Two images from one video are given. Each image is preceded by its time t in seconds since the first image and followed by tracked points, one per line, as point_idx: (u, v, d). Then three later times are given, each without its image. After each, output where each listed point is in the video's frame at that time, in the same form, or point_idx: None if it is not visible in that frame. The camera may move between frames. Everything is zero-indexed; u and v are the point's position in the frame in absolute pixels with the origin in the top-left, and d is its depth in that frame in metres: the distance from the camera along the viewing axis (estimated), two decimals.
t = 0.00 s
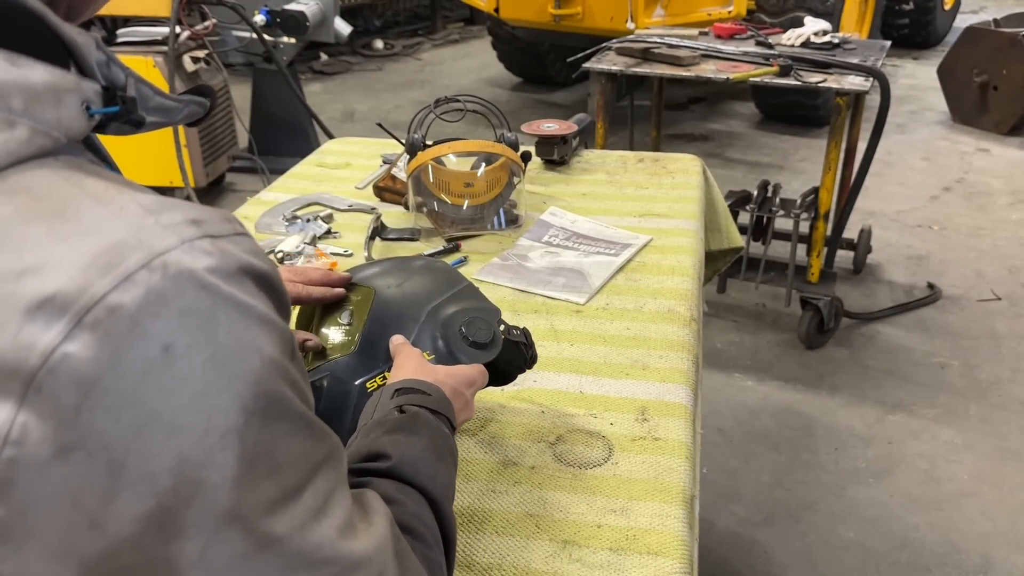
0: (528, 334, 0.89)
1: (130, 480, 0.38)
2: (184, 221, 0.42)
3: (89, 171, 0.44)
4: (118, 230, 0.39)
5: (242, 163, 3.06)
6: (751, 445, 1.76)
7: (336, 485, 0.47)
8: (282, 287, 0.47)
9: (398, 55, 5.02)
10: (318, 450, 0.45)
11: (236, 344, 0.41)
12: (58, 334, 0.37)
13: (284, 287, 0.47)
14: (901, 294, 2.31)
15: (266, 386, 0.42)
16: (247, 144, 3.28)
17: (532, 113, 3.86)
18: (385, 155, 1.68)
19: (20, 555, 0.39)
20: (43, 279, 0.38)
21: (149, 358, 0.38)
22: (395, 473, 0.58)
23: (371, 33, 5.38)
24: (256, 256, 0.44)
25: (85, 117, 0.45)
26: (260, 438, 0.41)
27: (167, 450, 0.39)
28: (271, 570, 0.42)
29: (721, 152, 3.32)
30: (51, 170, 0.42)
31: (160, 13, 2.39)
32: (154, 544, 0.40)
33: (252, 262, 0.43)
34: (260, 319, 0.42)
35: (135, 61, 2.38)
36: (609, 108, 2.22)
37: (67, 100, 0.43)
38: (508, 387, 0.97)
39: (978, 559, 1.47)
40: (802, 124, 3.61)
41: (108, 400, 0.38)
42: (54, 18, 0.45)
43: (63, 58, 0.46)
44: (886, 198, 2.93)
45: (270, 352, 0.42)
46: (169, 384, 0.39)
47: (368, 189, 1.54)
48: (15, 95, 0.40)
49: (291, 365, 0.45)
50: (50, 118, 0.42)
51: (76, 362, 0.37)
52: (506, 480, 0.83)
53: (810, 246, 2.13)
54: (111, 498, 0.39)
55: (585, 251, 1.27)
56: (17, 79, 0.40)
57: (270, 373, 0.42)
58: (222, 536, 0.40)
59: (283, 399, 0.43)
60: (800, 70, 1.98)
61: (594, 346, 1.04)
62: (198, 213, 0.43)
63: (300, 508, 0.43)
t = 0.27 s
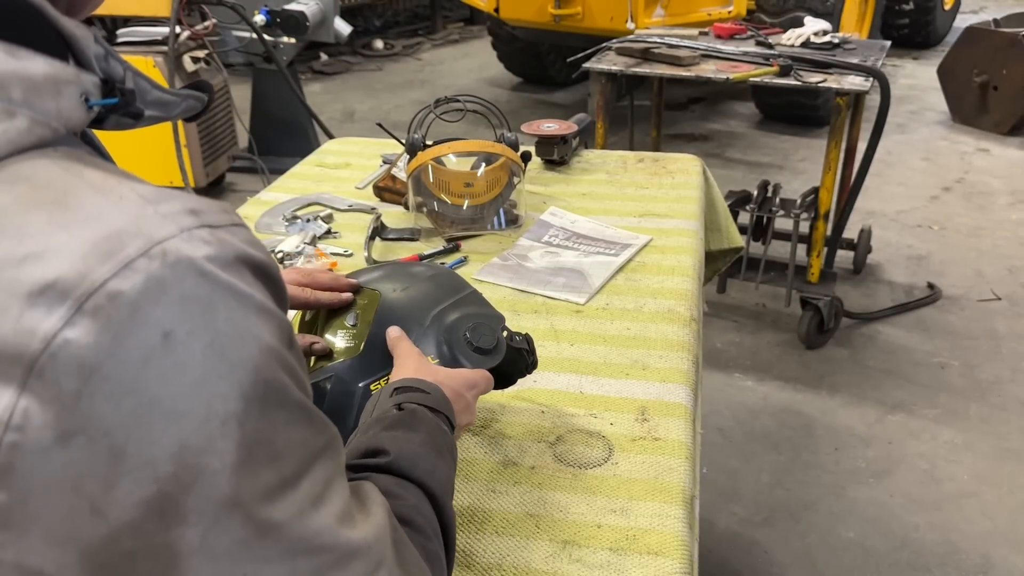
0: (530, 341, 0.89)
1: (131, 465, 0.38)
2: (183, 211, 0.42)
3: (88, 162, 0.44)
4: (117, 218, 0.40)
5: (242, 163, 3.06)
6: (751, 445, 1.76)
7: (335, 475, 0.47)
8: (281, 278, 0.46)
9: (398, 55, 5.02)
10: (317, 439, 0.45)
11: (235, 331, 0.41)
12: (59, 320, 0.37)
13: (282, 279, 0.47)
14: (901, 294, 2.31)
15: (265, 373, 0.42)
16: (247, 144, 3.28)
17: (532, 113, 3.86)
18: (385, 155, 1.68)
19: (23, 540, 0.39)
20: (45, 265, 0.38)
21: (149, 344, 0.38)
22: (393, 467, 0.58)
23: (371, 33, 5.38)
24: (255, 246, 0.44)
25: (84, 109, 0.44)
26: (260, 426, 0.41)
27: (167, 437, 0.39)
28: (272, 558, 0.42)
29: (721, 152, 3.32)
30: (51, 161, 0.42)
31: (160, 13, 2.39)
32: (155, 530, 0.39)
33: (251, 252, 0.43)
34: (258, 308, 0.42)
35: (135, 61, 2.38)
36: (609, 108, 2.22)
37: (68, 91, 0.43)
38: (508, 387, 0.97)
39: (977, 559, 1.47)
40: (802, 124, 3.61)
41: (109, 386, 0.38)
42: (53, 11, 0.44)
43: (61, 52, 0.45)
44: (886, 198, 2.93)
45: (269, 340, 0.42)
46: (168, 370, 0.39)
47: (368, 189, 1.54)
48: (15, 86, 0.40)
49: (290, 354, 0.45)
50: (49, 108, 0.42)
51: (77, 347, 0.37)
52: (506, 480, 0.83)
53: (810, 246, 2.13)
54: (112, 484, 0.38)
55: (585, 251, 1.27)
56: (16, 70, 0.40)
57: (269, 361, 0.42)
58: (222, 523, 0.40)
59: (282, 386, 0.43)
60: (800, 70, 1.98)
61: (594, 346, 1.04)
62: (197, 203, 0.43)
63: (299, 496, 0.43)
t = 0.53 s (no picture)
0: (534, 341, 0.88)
1: (124, 428, 0.38)
2: (172, 177, 0.42)
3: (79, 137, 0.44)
4: (106, 183, 0.40)
5: (242, 163, 3.06)
6: (751, 445, 1.76)
7: (328, 447, 0.47)
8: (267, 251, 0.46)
9: (398, 55, 5.02)
10: (309, 409, 0.45)
11: (226, 296, 0.41)
12: (50, 280, 0.37)
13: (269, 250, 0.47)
14: (901, 294, 2.31)
15: (257, 340, 0.42)
16: (247, 144, 3.28)
17: (532, 113, 3.86)
18: (385, 155, 1.68)
19: (17, 504, 0.39)
20: (35, 227, 0.38)
21: (142, 306, 0.38)
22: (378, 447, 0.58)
23: (371, 33, 5.38)
24: (243, 218, 0.44)
25: (73, 85, 0.45)
26: (253, 392, 0.41)
27: (161, 400, 0.39)
28: (269, 525, 0.42)
29: (721, 152, 3.32)
30: (39, 130, 0.42)
31: (160, 13, 2.39)
32: (150, 495, 0.39)
33: (239, 222, 0.43)
34: (247, 277, 0.42)
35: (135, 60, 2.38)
36: (609, 109, 2.22)
37: (56, 67, 0.43)
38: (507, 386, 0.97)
39: (978, 559, 1.47)
40: (802, 124, 3.61)
41: (101, 347, 0.38)
42: None
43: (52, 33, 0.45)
44: (886, 198, 2.93)
45: (259, 307, 0.42)
46: (161, 333, 0.39)
47: (368, 189, 1.54)
48: (2, 58, 0.40)
49: (280, 325, 0.45)
50: (38, 81, 0.43)
51: (69, 308, 0.37)
52: (506, 480, 0.83)
53: (810, 246, 2.12)
54: (106, 447, 0.38)
55: (585, 251, 1.27)
56: (5, 45, 0.40)
57: (259, 328, 0.42)
58: (218, 487, 0.40)
59: (273, 353, 0.43)
60: (800, 70, 1.98)
61: (594, 346, 1.04)
62: (185, 172, 0.43)
63: (295, 465, 0.43)
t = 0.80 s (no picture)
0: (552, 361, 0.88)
1: (105, 392, 0.38)
2: (156, 150, 0.41)
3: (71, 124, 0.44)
4: (89, 152, 0.40)
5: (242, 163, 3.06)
6: (751, 445, 1.76)
7: (314, 422, 0.47)
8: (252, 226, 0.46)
9: (398, 55, 5.02)
10: (295, 383, 0.45)
11: (209, 265, 0.40)
12: (33, 244, 0.37)
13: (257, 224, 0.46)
14: (901, 294, 2.31)
15: (240, 310, 0.41)
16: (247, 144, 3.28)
17: (532, 113, 3.86)
18: (385, 155, 1.68)
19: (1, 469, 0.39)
20: (19, 193, 0.38)
21: (122, 272, 0.38)
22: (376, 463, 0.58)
23: (371, 33, 5.38)
24: (229, 191, 0.44)
25: (55, 62, 0.45)
26: (235, 361, 0.41)
27: (141, 364, 0.38)
28: (248, 494, 0.42)
29: (721, 152, 3.32)
30: (23, 103, 0.43)
31: (160, 13, 2.39)
32: (129, 460, 0.39)
33: (225, 195, 0.43)
34: (232, 248, 0.42)
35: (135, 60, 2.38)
36: (609, 108, 2.22)
37: (38, 44, 0.44)
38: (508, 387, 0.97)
39: (977, 559, 1.47)
40: (802, 123, 3.61)
41: (82, 311, 0.38)
42: None
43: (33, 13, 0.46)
44: (886, 198, 2.93)
45: (245, 277, 0.42)
46: (143, 299, 0.38)
47: (368, 189, 1.54)
48: None
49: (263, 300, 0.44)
50: (21, 56, 0.43)
51: (50, 272, 0.37)
52: (506, 479, 0.83)
53: (810, 246, 2.13)
54: (86, 412, 0.38)
55: (585, 251, 1.27)
56: None
57: (243, 298, 0.41)
58: (197, 452, 0.40)
59: (257, 324, 0.42)
60: (801, 70, 1.98)
61: (594, 346, 1.04)
62: (170, 145, 0.42)
63: (277, 437, 0.43)
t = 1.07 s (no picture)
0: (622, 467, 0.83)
1: (72, 436, 0.37)
2: (142, 184, 0.41)
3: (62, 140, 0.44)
4: (69, 188, 0.39)
5: (242, 163, 3.06)
6: (751, 445, 1.76)
7: (304, 467, 0.45)
8: (247, 257, 0.45)
9: (398, 55, 5.02)
10: (283, 426, 0.44)
11: (187, 305, 0.39)
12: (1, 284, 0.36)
13: (250, 259, 0.46)
14: (901, 294, 2.31)
15: (220, 351, 0.40)
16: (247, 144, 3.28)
17: (532, 113, 3.86)
18: (385, 155, 1.68)
19: None
20: None
21: (93, 313, 0.37)
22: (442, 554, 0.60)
23: (371, 33, 5.38)
24: (219, 224, 0.43)
25: (46, 83, 0.44)
26: (212, 406, 0.40)
27: (109, 408, 0.37)
28: (216, 543, 0.40)
29: (720, 152, 3.31)
30: (10, 132, 0.42)
31: (160, 13, 2.39)
32: (96, 507, 0.38)
33: (211, 229, 0.42)
34: (215, 286, 0.41)
35: (134, 60, 2.38)
36: (609, 108, 2.22)
37: (27, 65, 0.43)
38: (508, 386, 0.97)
39: (978, 559, 1.47)
40: (802, 123, 3.61)
41: (50, 352, 0.37)
42: None
43: (28, 30, 0.45)
44: (886, 198, 2.93)
45: (228, 318, 0.41)
46: (114, 340, 0.38)
47: (368, 189, 1.54)
48: None
49: (253, 337, 0.43)
50: (9, 79, 0.42)
51: (18, 313, 0.36)
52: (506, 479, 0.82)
53: (810, 246, 2.12)
54: (52, 455, 0.37)
55: (585, 251, 1.27)
56: None
57: (224, 338, 0.40)
58: (165, 499, 0.39)
59: (239, 365, 0.41)
60: (801, 70, 1.98)
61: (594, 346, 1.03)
62: (158, 179, 0.42)
63: (254, 484, 0.42)
